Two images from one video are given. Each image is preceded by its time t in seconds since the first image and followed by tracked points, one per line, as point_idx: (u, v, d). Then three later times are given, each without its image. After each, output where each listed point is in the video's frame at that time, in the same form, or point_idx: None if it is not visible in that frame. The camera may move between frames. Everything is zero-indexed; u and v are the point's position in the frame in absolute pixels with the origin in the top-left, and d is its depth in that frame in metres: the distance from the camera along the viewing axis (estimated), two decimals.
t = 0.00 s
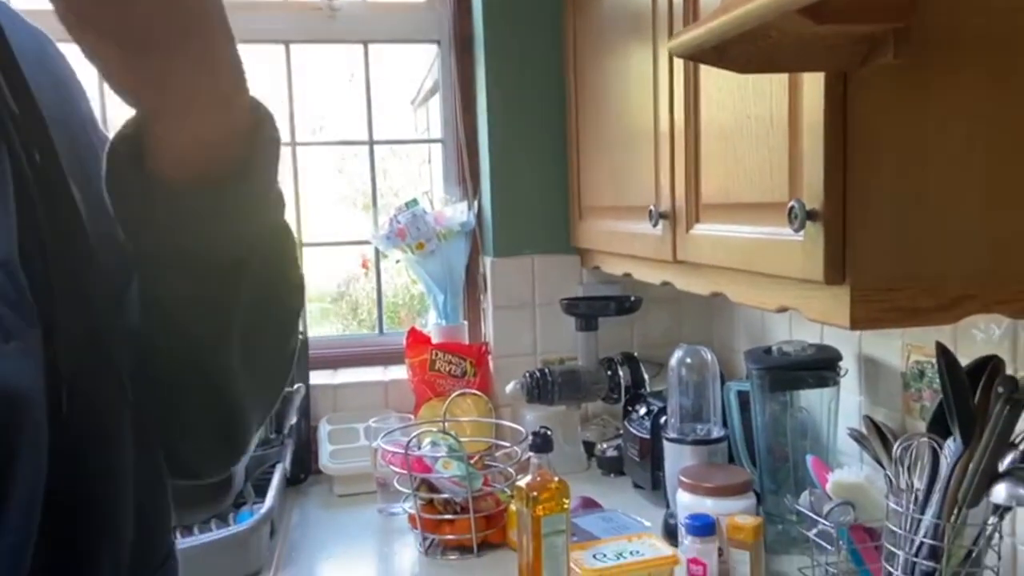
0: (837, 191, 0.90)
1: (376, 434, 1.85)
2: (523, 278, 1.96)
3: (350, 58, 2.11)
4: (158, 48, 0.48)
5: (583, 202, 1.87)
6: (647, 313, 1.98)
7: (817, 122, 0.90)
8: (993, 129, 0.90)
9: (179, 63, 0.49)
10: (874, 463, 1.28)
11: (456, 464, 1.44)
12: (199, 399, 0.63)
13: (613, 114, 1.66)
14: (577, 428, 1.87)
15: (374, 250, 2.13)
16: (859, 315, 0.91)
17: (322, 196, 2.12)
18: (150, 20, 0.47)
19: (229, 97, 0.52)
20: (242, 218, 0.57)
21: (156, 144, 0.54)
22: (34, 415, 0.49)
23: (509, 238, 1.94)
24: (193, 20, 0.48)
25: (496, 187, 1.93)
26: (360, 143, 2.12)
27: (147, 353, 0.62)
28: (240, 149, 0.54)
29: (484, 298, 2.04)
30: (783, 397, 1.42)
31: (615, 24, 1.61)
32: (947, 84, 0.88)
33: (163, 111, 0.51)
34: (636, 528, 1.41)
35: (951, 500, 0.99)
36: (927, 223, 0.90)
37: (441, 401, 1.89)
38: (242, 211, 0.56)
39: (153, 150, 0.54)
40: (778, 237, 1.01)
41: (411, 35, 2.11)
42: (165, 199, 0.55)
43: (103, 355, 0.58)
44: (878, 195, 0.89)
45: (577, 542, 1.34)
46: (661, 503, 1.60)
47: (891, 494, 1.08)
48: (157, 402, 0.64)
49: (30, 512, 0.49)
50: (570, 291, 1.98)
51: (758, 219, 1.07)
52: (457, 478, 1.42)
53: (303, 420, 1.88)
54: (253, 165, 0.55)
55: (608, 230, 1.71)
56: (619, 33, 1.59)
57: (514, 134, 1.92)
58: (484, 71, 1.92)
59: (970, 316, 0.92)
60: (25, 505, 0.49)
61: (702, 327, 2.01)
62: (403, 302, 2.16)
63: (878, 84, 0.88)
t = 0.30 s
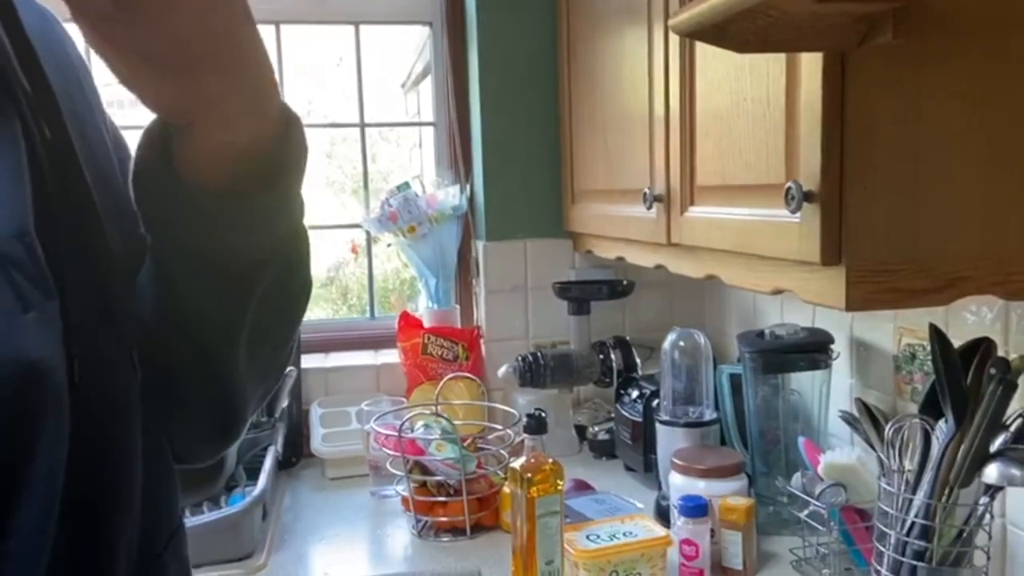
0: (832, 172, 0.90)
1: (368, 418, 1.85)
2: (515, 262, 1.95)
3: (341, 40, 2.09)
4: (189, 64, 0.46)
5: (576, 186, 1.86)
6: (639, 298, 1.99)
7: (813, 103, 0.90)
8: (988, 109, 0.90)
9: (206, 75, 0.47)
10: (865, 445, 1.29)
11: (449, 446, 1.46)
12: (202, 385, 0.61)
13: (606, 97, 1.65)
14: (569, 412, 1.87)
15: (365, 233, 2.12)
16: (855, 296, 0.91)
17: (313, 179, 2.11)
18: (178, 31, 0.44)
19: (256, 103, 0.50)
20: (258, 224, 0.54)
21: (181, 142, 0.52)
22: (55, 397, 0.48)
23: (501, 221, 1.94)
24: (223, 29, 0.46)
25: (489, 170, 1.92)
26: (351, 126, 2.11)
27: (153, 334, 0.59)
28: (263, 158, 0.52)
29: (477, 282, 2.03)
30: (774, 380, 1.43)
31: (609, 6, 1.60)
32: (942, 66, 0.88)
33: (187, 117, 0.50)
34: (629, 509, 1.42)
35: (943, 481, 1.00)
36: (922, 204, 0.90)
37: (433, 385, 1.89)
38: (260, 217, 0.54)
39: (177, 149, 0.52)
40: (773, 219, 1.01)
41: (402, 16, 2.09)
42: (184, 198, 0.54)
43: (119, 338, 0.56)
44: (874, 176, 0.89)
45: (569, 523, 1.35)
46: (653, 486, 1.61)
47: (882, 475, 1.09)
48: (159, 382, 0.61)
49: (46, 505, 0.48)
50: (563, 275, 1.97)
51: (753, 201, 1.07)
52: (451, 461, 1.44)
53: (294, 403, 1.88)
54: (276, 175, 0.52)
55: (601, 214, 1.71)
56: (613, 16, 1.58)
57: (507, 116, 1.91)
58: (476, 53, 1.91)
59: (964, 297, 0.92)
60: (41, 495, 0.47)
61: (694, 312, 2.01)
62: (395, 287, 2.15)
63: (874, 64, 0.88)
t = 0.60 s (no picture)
0: (825, 155, 0.90)
1: (359, 403, 1.85)
2: (507, 247, 1.95)
3: (331, 23, 2.07)
4: (208, 63, 0.44)
5: (568, 171, 1.86)
6: (630, 283, 1.99)
7: (807, 85, 0.90)
8: (979, 94, 0.90)
9: (221, 76, 0.45)
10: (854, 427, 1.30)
11: (441, 430, 1.46)
12: (205, 374, 0.60)
13: (599, 82, 1.64)
14: (560, 396, 1.88)
15: (355, 218, 2.11)
16: (846, 279, 0.92)
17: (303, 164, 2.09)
18: (187, 30, 0.42)
19: (273, 101, 0.47)
20: (274, 223, 0.53)
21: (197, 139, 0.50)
22: (75, 380, 0.47)
23: (491, 207, 1.94)
24: (236, 23, 0.43)
25: (480, 155, 1.92)
26: (341, 110, 2.10)
27: (158, 323, 0.58)
28: (281, 155, 0.50)
29: (468, 267, 2.03)
30: (764, 364, 1.44)
31: None
32: (933, 51, 0.89)
33: (203, 120, 0.47)
34: (620, 492, 1.43)
35: (931, 462, 1.01)
36: (912, 187, 0.91)
37: (424, 369, 1.89)
38: (274, 215, 0.52)
39: (193, 147, 0.50)
40: (766, 202, 1.02)
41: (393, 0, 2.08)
42: (199, 198, 0.52)
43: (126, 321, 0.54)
44: (866, 159, 0.90)
45: (561, 506, 1.36)
46: (643, 469, 1.62)
47: (871, 457, 1.10)
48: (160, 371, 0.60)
49: (62, 493, 0.46)
50: (554, 261, 1.98)
51: (746, 185, 1.07)
52: (443, 444, 1.44)
53: (285, 388, 1.88)
54: (294, 173, 0.50)
55: (594, 199, 1.71)
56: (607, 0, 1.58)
57: (498, 101, 1.91)
58: (468, 37, 1.90)
59: (954, 280, 0.93)
60: (58, 485, 0.46)
61: (684, 297, 2.02)
62: (385, 273, 2.14)
63: (867, 47, 0.88)
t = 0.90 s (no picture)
0: (811, 145, 0.91)
1: (347, 391, 1.86)
2: (496, 236, 1.96)
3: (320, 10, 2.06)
4: (210, 53, 0.47)
5: (557, 160, 1.87)
6: (619, 272, 2.00)
7: (794, 75, 0.91)
8: (964, 85, 0.91)
9: (221, 64, 0.48)
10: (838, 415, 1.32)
11: (430, 418, 1.46)
12: (198, 363, 0.61)
13: (588, 71, 1.65)
14: (549, 384, 1.89)
15: (343, 207, 2.11)
16: (831, 268, 0.93)
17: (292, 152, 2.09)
18: (192, 20, 0.46)
19: (269, 90, 0.50)
20: (268, 207, 0.55)
21: (194, 123, 0.53)
22: (81, 364, 0.45)
23: (481, 196, 1.94)
24: (236, 18, 0.47)
25: (469, 144, 1.92)
26: (330, 98, 2.09)
27: (153, 311, 0.59)
28: (274, 142, 0.53)
29: (456, 255, 2.03)
30: (750, 352, 1.45)
31: None
32: (920, 41, 0.90)
33: (202, 105, 0.50)
34: (607, 479, 1.44)
35: (913, 449, 1.03)
36: (896, 178, 0.92)
37: (413, 358, 1.89)
38: (268, 196, 0.55)
39: (186, 130, 0.53)
40: (753, 192, 1.02)
41: None
42: (197, 181, 0.54)
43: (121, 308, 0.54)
44: (851, 149, 0.91)
45: (549, 493, 1.37)
46: (630, 457, 1.63)
47: (856, 445, 1.12)
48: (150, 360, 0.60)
49: (67, 485, 0.45)
50: (543, 249, 1.98)
51: (733, 174, 1.08)
52: (432, 432, 1.45)
53: (273, 376, 1.88)
54: (288, 160, 0.54)
55: (583, 188, 1.71)
56: None
57: (487, 89, 1.91)
58: (458, 25, 1.89)
59: (936, 270, 0.94)
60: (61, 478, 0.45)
61: (672, 287, 2.03)
62: (374, 262, 2.14)
63: (855, 37, 0.89)
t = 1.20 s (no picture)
0: (795, 133, 0.91)
1: (335, 379, 1.86)
2: (484, 225, 1.96)
3: None
4: (219, 63, 0.47)
5: (545, 149, 1.87)
6: (607, 261, 2.01)
7: (778, 62, 0.91)
8: (948, 75, 0.92)
9: (232, 75, 0.47)
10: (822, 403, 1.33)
11: (417, 406, 1.46)
12: (189, 359, 0.60)
13: (577, 60, 1.65)
14: (537, 373, 1.90)
15: (332, 195, 2.11)
16: (814, 257, 0.93)
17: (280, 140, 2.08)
18: (207, 34, 0.45)
19: (278, 95, 0.49)
20: (272, 215, 0.54)
21: (203, 132, 0.52)
22: (73, 350, 0.46)
23: (469, 184, 1.94)
24: (243, 25, 0.46)
25: (457, 133, 1.92)
26: (318, 86, 2.08)
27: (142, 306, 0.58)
28: (284, 150, 0.52)
29: (445, 244, 2.03)
30: (736, 341, 1.46)
31: None
32: (905, 30, 0.90)
33: (213, 117, 0.50)
34: (593, 466, 1.45)
35: (895, 436, 1.03)
36: (879, 167, 0.92)
37: (401, 346, 1.89)
38: (275, 205, 0.54)
39: (197, 141, 0.52)
40: (738, 180, 1.03)
41: None
42: (203, 188, 0.53)
43: (111, 294, 0.54)
44: (835, 137, 0.91)
45: (535, 480, 1.38)
46: (617, 445, 1.64)
47: (838, 432, 1.13)
48: (143, 358, 0.60)
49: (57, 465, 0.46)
50: (531, 239, 1.98)
51: (719, 163, 1.09)
52: (419, 420, 1.45)
53: (261, 364, 1.88)
54: (296, 165, 0.53)
55: (571, 177, 1.71)
56: None
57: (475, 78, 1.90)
58: (446, 13, 1.89)
59: (918, 258, 0.95)
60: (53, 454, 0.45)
61: (660, 276, 2.04)
62: (363, 251, 2.14)
63: (840, 25, 0.89)
